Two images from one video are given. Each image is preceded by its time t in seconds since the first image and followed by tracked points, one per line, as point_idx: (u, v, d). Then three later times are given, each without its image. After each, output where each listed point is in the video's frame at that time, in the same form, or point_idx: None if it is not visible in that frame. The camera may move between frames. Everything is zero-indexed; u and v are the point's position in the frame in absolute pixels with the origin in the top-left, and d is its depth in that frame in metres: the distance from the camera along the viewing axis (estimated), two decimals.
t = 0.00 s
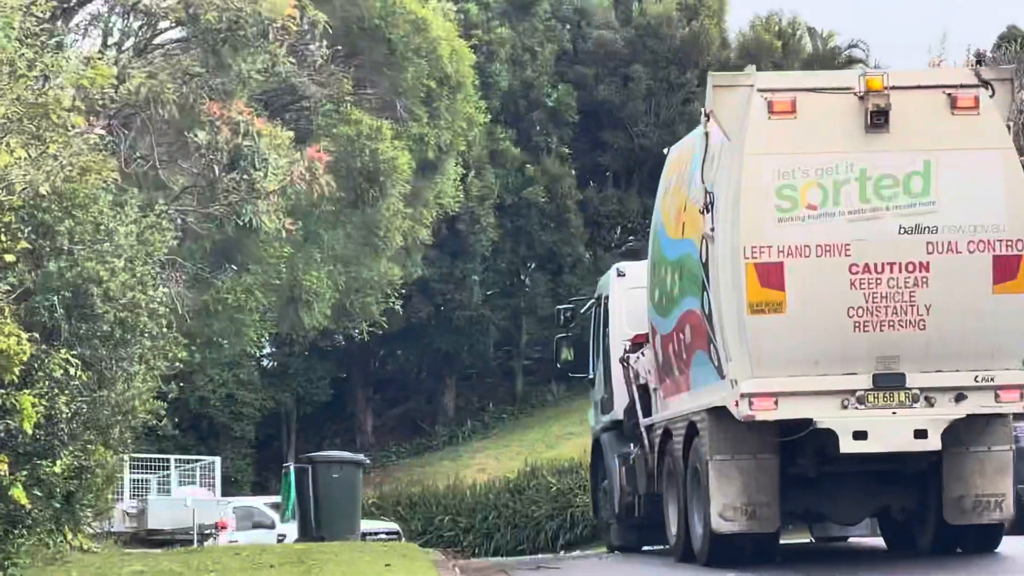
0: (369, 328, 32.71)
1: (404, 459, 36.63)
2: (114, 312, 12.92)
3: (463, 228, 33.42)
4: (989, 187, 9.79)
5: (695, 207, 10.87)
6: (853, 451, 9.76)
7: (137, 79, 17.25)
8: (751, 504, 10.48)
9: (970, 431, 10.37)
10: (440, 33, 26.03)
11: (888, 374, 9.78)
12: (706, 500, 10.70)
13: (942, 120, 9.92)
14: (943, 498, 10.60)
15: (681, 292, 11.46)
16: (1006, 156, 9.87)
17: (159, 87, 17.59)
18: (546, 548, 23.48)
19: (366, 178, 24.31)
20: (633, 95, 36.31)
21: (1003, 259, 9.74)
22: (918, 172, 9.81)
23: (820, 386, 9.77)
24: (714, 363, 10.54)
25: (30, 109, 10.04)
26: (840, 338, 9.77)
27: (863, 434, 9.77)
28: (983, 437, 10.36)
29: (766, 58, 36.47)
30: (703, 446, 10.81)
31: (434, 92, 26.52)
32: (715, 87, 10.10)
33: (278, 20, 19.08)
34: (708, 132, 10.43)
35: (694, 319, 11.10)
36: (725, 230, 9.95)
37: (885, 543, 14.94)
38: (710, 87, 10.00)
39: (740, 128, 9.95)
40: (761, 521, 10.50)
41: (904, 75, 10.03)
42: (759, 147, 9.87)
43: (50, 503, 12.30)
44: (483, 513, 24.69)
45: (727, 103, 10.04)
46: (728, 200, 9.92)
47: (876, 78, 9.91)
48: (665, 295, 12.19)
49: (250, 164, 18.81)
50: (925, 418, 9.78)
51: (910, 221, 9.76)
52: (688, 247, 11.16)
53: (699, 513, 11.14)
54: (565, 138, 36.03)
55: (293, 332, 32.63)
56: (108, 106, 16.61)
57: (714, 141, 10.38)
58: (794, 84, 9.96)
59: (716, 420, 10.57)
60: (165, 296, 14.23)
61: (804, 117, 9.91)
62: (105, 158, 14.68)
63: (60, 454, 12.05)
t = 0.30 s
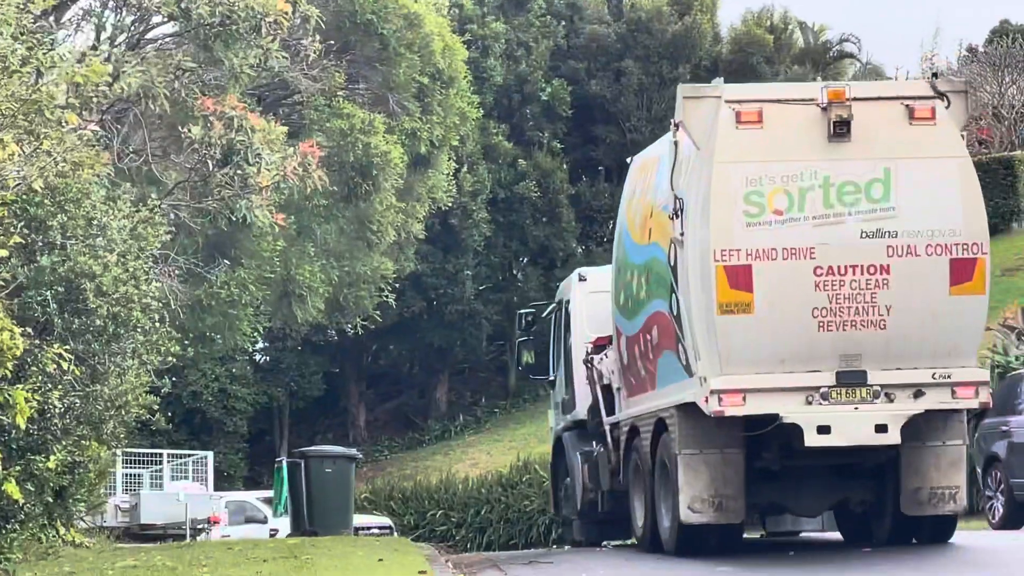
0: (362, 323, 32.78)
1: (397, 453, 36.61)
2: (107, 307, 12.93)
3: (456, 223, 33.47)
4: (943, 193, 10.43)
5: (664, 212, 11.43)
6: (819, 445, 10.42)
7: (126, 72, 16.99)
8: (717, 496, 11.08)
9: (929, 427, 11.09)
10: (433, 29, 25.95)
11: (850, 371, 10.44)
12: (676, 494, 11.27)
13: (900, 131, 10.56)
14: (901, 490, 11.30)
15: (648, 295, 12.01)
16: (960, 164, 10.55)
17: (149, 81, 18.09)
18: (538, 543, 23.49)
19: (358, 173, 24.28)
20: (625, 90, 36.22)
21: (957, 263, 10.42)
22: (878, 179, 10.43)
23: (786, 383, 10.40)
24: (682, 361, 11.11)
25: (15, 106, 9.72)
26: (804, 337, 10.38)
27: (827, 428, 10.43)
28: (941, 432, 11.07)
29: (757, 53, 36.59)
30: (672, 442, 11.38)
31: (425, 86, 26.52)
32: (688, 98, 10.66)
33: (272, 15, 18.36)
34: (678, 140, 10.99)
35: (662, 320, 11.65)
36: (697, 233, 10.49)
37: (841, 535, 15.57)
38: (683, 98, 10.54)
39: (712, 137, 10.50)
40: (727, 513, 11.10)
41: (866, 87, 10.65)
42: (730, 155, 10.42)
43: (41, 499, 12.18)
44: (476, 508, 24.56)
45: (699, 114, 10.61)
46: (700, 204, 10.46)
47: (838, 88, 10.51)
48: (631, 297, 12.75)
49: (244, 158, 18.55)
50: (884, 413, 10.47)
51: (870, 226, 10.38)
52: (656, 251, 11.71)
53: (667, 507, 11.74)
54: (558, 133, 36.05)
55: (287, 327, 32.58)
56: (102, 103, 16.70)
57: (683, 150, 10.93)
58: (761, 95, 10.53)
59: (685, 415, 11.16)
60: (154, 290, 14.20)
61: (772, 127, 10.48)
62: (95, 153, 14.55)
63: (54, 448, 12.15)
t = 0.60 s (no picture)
0: (356, 319, 32.81)
1: (389, 449, 36.56)
2: (100, 302, 12.88)
3: (449, 219, 33.39)
4: (905, 198, 10.80)
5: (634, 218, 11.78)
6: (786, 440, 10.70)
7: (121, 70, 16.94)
8: (686, 490, 11.38)
9: (890, 422, 11.42)
10: (426, 23, 25.93)
11: (816, 368, 10.77)
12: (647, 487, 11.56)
13: (862, 139, 10.94)
14: (862, 484, 11.58)
15: (618, 297, 12.33)
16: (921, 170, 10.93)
17: (141, 76, 18.03)
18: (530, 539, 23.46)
19: (352, 168, 24.22)
20: (617, 85, 36.19)
21: (919, 265, 10.78)
22: (842, 185, 10.81)
23: (755, 380, 10.72)
24: (651, 360, 11.43)
25: (2, 103, 9.53)
26: (772, 336, 10.72)
27: (794, 423, 10.72)
28: (901, 428, 11.41)
29: (750, 48, 36.56)
30: (643, 437, 11.67)
31: (419, 81, 26.50)
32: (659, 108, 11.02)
33: (263, 9, 18.29)
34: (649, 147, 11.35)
35: (630, 320, 11.97)
36: (669, 237, 10.83)
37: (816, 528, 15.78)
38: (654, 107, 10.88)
39: (683, 144, 10.86)
40: (696, 505, 11.41)
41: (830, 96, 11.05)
42: (700, 161, 10.77)
43: (34, 494, 12.60)
44: (468, 503, 24.50)
45: (670, 122, 10.95)
46: (673, 209, 10.81)
47: (804, 97, 10.89)
48: (597, 298, 13.10)
49: (237, 154, 18.46)
50: (849, 409, 10.78)
51: (835, 229, 10.74)
52: (626, 254, 12.05)
53: (637, 501, 12.04)
54: (551, 128, 36.02)
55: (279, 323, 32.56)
56: (96, 99, 16.68)
57: (654, 156, 11.28)
58: (730, 104, 10.90)
59: (656, 412, 11.44)
60: (150, 285, 14.15)
61: (740, 135, 10.86)
62: (88, 153, 14.55)
63: (46, 444, 12.34)
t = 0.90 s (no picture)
0: (349, 317, 32.82)
1: (381, 447, 36.59)
2: (92, 300, 12.83)
3: (442, 218, 33.36)
4: (871, 206, 10.91)
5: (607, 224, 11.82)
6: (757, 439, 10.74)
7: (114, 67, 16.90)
8: (659, 487, 11.45)
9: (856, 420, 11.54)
10: (418, 21, 25.90)
11: (787, 369, 10.80)
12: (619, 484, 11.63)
13: (830, 148, 11.05)
14: (828, 481, 11.72)
15: (588, 302, 12.39)
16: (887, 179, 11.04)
17: (135, 76, 18.02)
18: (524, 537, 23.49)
19: (345, 166, 24.22)
20: (610, 84, 36.13)
21: (886, 271, 10.86)
22: (811, 192, 10.89)
23: (728, 379, 10.74)
24: (623, 362, 11.46)
25: None
26: (744, 339, 10.75)
27: (765, 422, 10.75)
28: (867, 427, 11.53)
29: (743, 47, 36.59)
30: (616, 436, 11.73)
31: (411, 80, 26.47)
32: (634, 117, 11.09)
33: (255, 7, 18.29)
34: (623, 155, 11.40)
35: (601, 324, 12.04)
36: (644, 242, 10.87)
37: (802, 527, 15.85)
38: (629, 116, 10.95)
39: (657, 152, 10.92)
40: (668, 502, 11.49)
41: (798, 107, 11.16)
42: (674, 168, 10.83)
43: (28, 494, 12.96)
44: (462, 501, 24.50)
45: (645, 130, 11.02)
46: (647, 214, 10.85)
47: (774, 106, 10.98)
48: (566, 302, 13.18)
49: (229, 152, 18.46)
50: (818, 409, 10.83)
51: (805, 234, 10.80)
52: (597, 261, 12.11)
53: (610, 498, 12.12)
54: (543, 127, 36.01)
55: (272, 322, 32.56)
56: (89, 98, 16.71)
57: (628, 164, 11.34)
58: (702, 113, 10.99)
59: (630, 410, 11.48)
60: (142, 283, 14.13)
61: (713, 143, 10.94)
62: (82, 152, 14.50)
63: (38, 443, 12.51)
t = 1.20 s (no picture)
0: (343, 319, 32.82)
1: (375, 449, 36.59)
2: (87, 302, 12.82)
3: (437, 220, 33.35)
4: (843, 214, 10.94)
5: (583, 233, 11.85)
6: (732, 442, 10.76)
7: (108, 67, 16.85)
8: (637, 490, 11.47)
9: (828, 423, 11.55)
10: (413, 24, 25.90)
11: (761, 373, 10.82)
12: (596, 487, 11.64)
13: (803, 157, 11.07)
14: (799, 483, 11.74)
15: (564, 310, 12.40)
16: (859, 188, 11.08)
17: (129, 78, 18.01)
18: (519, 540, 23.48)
19: (339, 168, 24.22)
20: (605, 86, 36.10)
21: (856, 277, 10.91)
22: (785, 201, 10.90)
23: (702, 384, 10.76)
24: (601, 368, 11.49)
25: None
26: (719, 345, 10.78)
27: (740, 425, 10.76)
28: (838, 429, 11.54)
29: (737, 50, 36.64)
30: (593, 440, 11.77)
31: (406, 82, 26.47)
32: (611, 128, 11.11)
33: (250, 8, 18.30)
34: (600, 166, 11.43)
35: (577, 330, 12.05)
36: (621, 250, 10.90)
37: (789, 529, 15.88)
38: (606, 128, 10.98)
39: (634, 162, 10.95)
40: (645, 504, 11.52)
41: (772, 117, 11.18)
42: (650, 179, 10.86)
43: (21, 496, 13.10)
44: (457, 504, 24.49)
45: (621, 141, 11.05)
46: (624, 224, 10.87)
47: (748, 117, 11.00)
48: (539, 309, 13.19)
49: (224, 155, 18.44)
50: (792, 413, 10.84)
51: (779, 242, 10.82)
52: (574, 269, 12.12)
53: (587, 501, 12.14)
54: (537, 129, 35.97)
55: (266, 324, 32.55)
56: (84, 100, 16.71)
57: (605, 175, 11.36)
58: (679, 124, 11.02)
59: (606, 415, 11.51)
60: (137, 286, 14.12)
61: (689, 153, 10.96)
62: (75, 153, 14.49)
63: (33, 445, 12.64)
